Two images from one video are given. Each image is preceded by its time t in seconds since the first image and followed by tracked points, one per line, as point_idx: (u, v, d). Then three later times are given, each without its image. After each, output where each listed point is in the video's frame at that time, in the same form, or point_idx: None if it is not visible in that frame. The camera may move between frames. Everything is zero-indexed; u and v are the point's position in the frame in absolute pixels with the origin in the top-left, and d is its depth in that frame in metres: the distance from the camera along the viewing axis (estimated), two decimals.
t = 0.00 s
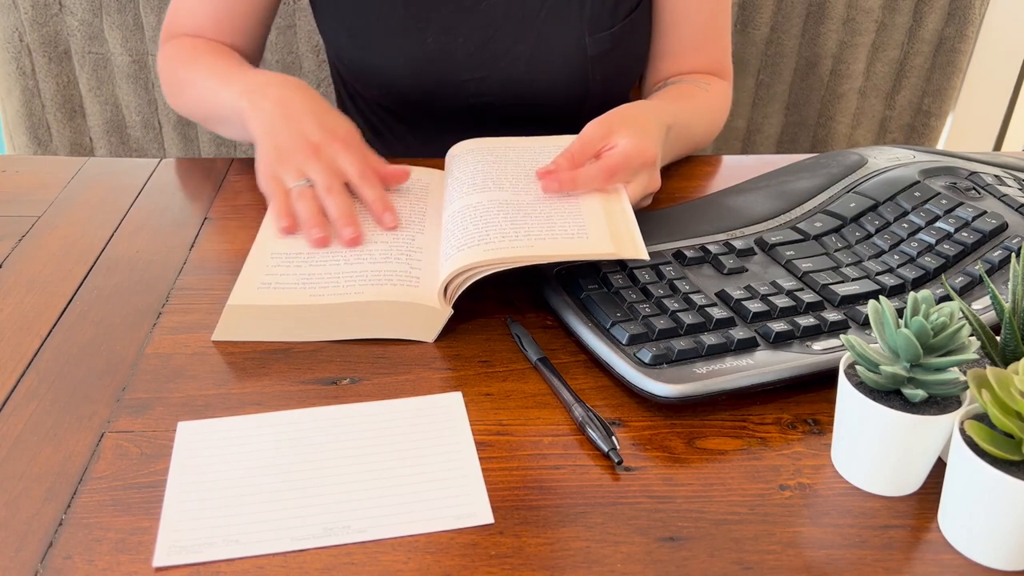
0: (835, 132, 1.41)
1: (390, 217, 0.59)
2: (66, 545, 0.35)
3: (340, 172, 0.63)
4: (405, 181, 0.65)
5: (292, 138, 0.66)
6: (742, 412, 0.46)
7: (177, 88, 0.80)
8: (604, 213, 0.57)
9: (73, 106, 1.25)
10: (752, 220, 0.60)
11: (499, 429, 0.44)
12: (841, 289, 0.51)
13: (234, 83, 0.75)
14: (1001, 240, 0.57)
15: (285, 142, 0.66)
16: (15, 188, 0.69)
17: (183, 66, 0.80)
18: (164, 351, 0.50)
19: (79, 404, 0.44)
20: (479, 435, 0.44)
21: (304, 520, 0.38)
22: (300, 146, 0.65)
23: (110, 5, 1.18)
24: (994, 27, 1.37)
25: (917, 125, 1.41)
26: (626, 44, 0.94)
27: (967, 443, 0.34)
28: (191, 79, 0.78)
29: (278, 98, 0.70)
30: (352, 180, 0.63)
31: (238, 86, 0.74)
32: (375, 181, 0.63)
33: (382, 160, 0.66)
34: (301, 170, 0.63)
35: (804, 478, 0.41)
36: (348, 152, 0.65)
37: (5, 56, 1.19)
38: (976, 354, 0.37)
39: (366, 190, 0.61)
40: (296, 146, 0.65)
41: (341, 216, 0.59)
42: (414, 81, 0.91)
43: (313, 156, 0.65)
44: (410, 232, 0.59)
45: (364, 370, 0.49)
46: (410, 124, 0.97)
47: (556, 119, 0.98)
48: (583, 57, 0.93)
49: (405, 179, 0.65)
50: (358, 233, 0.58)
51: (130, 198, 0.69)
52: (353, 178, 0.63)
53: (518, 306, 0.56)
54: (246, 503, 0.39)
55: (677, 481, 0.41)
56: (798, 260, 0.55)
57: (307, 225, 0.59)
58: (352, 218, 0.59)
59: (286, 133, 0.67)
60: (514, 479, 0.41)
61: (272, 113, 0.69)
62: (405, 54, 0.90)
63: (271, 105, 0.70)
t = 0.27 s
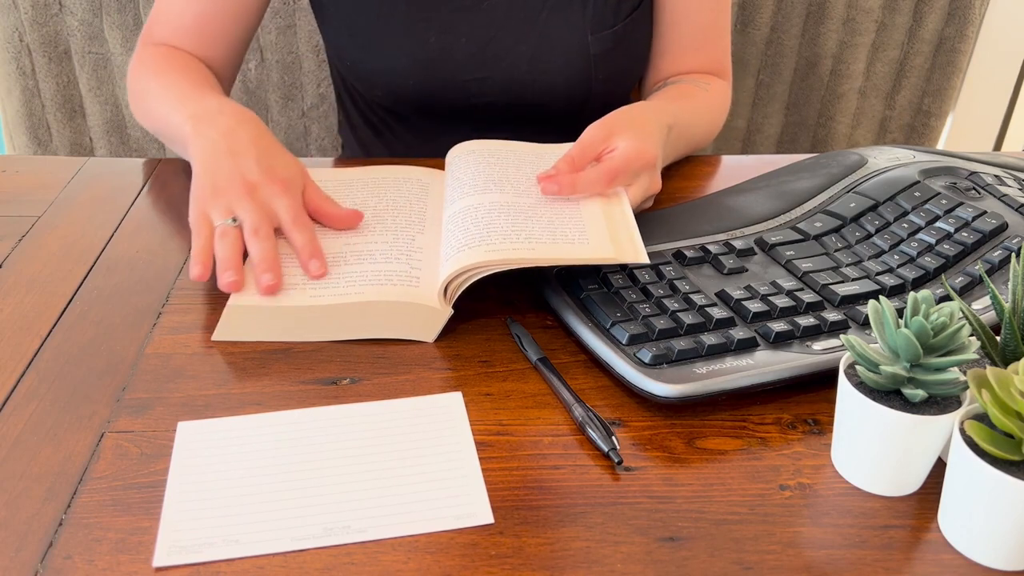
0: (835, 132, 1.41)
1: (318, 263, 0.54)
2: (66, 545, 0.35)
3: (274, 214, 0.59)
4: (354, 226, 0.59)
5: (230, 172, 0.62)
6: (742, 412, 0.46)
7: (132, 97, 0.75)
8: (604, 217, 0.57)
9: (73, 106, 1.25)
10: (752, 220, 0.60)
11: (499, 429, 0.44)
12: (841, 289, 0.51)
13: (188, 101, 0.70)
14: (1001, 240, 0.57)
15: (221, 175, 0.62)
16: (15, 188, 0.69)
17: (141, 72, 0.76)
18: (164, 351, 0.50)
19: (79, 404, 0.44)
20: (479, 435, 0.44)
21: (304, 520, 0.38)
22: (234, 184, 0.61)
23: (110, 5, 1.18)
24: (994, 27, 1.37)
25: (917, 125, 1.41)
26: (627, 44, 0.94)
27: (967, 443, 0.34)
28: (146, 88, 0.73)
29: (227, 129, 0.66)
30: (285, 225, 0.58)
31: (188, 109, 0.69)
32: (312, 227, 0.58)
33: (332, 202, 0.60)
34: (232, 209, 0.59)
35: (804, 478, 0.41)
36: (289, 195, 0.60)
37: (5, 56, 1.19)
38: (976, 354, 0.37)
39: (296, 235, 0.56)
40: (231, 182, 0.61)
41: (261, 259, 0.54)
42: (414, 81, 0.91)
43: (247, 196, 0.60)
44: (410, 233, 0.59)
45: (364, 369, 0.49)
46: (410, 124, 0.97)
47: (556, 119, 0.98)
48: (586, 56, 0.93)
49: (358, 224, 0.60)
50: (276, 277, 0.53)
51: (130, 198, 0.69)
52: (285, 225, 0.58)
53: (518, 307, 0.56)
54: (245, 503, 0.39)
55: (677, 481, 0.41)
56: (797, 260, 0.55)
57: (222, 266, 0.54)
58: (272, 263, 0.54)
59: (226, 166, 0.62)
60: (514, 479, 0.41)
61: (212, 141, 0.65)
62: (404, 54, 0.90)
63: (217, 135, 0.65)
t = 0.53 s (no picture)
0: (835, 132, 1.41)
1: (301, 291, 0.51)
2: (66, 545, 0.35)
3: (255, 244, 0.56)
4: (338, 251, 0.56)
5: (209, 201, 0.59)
6: (742, 412, 0.46)
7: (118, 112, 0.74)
8: (605, 217, 0.57)
9: (73, 106, 1.25)
10: (752, 220, 0.60)
11: (499, 429, 0.44)
12: (841, 290, 0.51)
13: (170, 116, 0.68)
14: (1001, 240, 0.57)
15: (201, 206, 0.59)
16: (15, 188, 0.69)
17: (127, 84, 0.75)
18: (164, 351, 0.50)
19: (79, 404, 0.44)
20: (479, 435, 0.44)
21: (304, 520, 0.38)
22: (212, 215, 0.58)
23: (110, 5, 1.18)
24: (994, 27, 1.37)
25: (917, 125, 1.41)
26: (627, 45, 0.94)
27: (967, 443, 0.34)
28: (131, 102, 0.73)
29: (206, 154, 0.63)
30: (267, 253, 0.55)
31: (169, 131, 0.67)
32: (295, 252, 0.55)
33: (315, 226, 0.58)
34: (212, 241, 0.56)
35: (804, 478, 0.41)
36: (270, 220, 0.57)
37: (5, 56, 1.19)
38: (976, 354, 0.37)
39: (278, 262, 0.54)
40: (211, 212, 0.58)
41: (242, 295, 0.51)
42: (414, 81, 0.91)
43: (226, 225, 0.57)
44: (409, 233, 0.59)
45: (364, 369, 0.49)
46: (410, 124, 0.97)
47: (556, 119, 0.98)
48: (587, 57, 0.93)
49: (343, 247, 0.57)
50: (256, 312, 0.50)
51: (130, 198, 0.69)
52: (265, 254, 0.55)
53: (518, 307, 0.56)
54: (245, 503, 0.39)
55: (677, 481, 0.41)
56: (797, 260, 0.55)
57: (199, 303, 0.51)
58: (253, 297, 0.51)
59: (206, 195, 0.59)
60: (514, 478, 0.41)
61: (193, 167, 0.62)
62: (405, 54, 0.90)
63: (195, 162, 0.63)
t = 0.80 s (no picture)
0: (835, 132, 1.41)
1: (286, 317, 0.50)
2: (66, 545, 0.35)
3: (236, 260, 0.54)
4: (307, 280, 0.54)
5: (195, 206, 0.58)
6: (742, 412, 0.46)
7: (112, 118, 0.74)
8: (605, 217, 0.57)
9: (73, 106, 1.25)
10: (752, 220, 0.60)
11: (499, 429, 0.44)
12: (841, 289, 0.51)
13: (167, 126, 0.68)
14: (1001, 240, 0.57)
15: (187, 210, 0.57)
16: (15, 188, 0.69)
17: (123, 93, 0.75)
18: (164, 351, 0.49)
19: (79, 404, 0.44)
20: (479, 435, 0.44)
21: (304, 520, 0.38)
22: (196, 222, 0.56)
23: (110, 5, 1.18)
24: (994, 27, 1.37)
25: (917, 125, 1.41)
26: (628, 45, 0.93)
27: (967, 443, 0.34)
28: (125, 111, 0.72)
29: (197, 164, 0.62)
30: (250, 268, 0.54)
31: (160, 145, 0.66)
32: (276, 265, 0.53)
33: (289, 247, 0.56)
34: (194, 249, 0.55)
35: (804, 478, 0.41)
36: (255, 229, 0.55)
37: (5, 56, 1.19)
38: (976, 354, 0.37)
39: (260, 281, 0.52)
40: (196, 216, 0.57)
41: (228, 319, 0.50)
42: (415, 81, 0.92)
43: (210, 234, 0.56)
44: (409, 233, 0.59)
45: (364, 369, 0.49)
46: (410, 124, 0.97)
47: (557, 120, 0.98)
48: (588, 57, 0.93)
49: (308, 277, 0.54)
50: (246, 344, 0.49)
51: (130, 198, 0.69)
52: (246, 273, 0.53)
53: (518, 307, 0.56)
54: (245, 503, 0.39)
55: (677, 481, 0.41)
56: (798, 260, 0.55)
57: (184, 328, 0.50)
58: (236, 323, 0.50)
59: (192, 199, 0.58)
60: (514, 478, 0.41)
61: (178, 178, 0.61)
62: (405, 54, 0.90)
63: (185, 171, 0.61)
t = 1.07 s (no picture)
0: (835, 132, 1.41)
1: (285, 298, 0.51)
2: (66, 545, 0.35)
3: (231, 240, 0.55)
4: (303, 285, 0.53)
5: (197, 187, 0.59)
6: (742, 412, 0.46)
7: (115, 119, 0.74)
8: (604, 217, 0.57)
9: (73, 106, 1.25)
10: (752, 220, 0.60)
11: (499, 429, 0.44)
12: (841, 289, 0.51)
13: (170, 126, 0.68)
14: (1001, 240, 0.57)
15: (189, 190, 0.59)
16: (15, 188, 0.69)
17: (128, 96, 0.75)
18: (164, 351, 0.50)
19: (79, 404, 0.44)
20: (479, 435, 0.44)
21: (304, 520, 0.38)
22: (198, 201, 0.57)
23: (110, 5, 1.18)
24: (994, 27, 1.37)
25: (917, 125, 1.41)
26: (629, 45, 0.93)
27: (967, 443, 0.34)
28: (128, 112, 0.72)
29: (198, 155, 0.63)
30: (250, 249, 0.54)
31: (162, 142, 0.67)
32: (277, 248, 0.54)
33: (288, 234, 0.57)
34: (195, 223, 0.56)
35: (804, 478, 0.41)
36: (258, 209, 0.57)
37: (5, 56, 1.19)
38: (976, 354, 0.37)
39: (264, 257, 0.53)
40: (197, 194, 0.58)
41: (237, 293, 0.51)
42: (415, 81, 0.92)
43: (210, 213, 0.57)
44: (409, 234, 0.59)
45: (364, 369, 0.49)
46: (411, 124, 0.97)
47: (557, 120, 0.98)
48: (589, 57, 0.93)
49: (305, 282, 0.53)
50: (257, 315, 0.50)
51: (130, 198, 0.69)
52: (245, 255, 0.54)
53: (518, 307, 0.56)
54: (245, 503, 0.39)
55: (677, 481, 0.41)
56: (798, 260, 0.55)
57: (192, 300, 0.51)
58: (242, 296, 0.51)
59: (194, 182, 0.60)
60: (514, 478, 0.41)
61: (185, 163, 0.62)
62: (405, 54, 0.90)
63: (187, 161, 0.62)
